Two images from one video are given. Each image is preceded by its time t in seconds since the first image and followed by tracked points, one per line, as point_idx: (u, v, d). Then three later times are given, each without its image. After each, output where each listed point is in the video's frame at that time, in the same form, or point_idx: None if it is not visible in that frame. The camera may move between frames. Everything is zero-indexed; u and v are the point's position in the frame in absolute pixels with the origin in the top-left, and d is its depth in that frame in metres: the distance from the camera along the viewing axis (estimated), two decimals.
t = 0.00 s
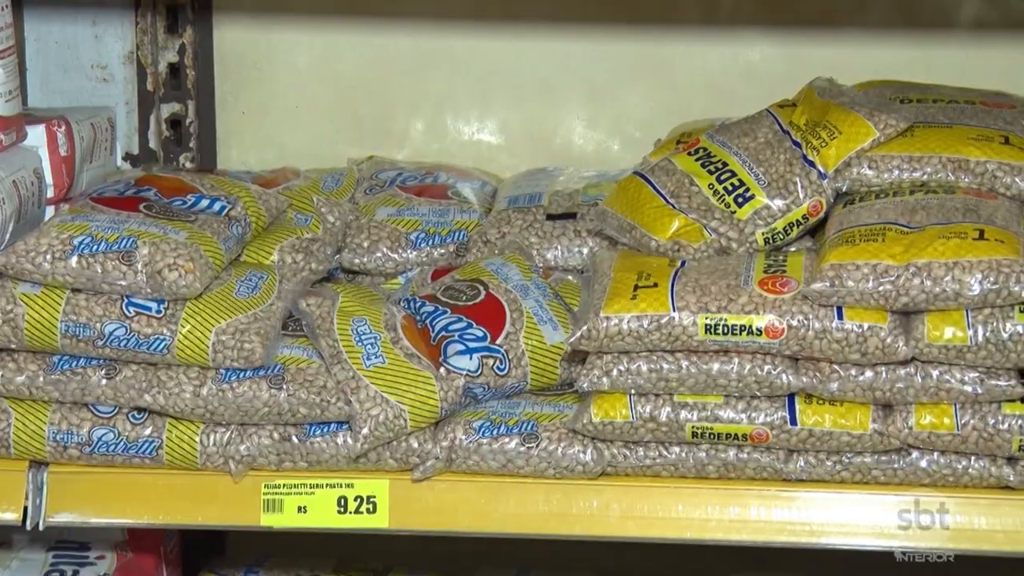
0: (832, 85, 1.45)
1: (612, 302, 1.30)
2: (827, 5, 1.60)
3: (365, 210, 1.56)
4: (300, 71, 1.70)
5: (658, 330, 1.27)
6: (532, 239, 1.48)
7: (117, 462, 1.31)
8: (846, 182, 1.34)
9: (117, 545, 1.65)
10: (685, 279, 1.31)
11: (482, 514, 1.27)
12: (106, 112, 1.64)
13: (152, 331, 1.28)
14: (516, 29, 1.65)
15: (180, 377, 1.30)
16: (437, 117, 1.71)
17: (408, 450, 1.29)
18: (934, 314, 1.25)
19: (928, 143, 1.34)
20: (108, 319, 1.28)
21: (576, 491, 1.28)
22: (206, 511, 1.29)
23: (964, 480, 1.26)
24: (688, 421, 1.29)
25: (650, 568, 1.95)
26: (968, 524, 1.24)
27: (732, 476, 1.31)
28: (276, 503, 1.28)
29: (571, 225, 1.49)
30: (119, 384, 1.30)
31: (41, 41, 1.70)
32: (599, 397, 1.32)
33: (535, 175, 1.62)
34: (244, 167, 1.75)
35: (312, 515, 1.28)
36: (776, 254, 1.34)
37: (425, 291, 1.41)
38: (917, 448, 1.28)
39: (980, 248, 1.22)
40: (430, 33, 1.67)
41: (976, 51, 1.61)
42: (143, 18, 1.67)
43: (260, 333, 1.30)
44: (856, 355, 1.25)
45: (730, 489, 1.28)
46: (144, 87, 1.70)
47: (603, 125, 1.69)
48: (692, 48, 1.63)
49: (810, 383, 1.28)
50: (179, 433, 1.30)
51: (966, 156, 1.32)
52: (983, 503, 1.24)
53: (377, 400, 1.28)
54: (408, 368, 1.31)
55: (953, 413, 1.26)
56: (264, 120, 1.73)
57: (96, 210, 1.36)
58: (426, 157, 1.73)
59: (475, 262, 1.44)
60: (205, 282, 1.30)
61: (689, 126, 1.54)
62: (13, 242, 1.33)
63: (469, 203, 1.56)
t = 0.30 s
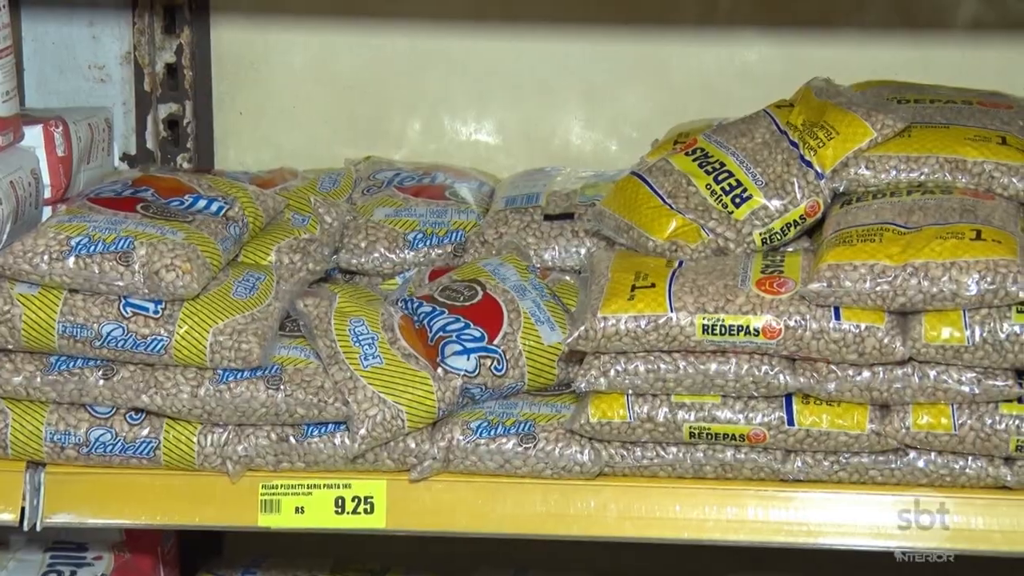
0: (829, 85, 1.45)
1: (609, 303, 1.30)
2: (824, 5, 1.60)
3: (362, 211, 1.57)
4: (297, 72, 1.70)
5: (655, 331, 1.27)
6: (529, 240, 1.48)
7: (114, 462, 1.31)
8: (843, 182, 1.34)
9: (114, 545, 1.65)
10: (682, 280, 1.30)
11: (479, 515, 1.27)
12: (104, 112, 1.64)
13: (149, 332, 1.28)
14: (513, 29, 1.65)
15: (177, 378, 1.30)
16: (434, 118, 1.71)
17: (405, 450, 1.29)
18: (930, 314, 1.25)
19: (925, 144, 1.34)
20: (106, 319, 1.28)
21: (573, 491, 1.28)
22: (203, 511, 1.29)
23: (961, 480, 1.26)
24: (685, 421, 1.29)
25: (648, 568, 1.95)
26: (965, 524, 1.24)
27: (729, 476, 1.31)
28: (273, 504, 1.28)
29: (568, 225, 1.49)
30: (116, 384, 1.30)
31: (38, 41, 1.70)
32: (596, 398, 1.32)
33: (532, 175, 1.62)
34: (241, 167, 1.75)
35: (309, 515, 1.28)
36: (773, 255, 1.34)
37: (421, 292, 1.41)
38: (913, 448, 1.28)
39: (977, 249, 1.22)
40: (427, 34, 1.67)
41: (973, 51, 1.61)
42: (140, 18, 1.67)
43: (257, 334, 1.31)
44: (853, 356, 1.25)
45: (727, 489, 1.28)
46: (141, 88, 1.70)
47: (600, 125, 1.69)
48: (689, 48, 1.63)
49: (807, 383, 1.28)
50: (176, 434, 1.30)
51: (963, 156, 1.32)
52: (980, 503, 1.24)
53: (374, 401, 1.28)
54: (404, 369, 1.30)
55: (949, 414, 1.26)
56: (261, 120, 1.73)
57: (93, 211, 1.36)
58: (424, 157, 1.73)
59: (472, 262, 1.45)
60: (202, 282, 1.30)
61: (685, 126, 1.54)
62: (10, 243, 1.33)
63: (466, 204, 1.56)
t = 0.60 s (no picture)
0: (828, 85, 1.45)
1: (608, 302, 1.30)
2: (823, 5, 1.60)
3: (360, 211, 1.56)
4: (295, 72, 1.70)
5: (654, 331, 1.27)
6: (528, 239, 1.48)
7: (113, 462, 1.31)
8: (841, 182, 1.34)
9: (113, 545, 1.65)
10: (680, 279, 1.30)
11: (478, 515, 1.27)
12: (102, 112, 1.64)
13: (148, 332, 1.28)
14: (512, 29, 1.65)
15: (175, 378, 1.30)
16: (432, 117, 1.71)
17: (404, 450, 1.29)
18: (929, 314, 1.25)
19: (923, 144, 1.34)
20: (104, 319, 1.28)
21: (572, 491, 1.28)
22: (202, 511, 1.28)
23: (960, 480, 1.27)
24: (684, 421, 1.30)
25: (646, 568, 1.95)
26: (964, 524, 1.24)
27: (728, 476, 1.31)
28: (272, 504, 1.28)
29: (567, 225, 1.48)
30: (115, 384, 1.30)
31: (37, 41, 1.70)
32: (595, 398, 1.32)
33: (530, 175, 1.62)
34: (240, 167, 1.75)
35: (308, 515, 1.28)
36: (772, 254, 1.34)
37: (420, 291, 1.41)
38: (912, 448, 1.28)
39: (976, 249, 1.22)
40: (425, 33, 1.67)
41: (971, 51, 1.61)
42: (139, 18, 1.67)
43: (255, 334, 1.31)
44: (852, 356, 1.26)
45: (726, 489, 1.28)
46: (140, 88, 1.70)
47: (598, 125, 1.69)
48: (688, 48, 1.63)
49: (806, 383, 1.28)
50: (175, 434, 1.30)
51: (962, 156, 1.32)
52: (979, 503, 1.24)
53: (373, 401, 1.28)
54: (403, 369, 1.30)
55: (948, 413, 1.26)
56: (260, 120, 1.73)
57: (92, 211, 1.36)
58: (422, 157, 1.73)
59: (471, 262, 1.44)
60: (201, 282, 1.30)
61: (684, 126, 1.54)
62: (8, 242, 1.33)
63: (465, 204, 1.56)
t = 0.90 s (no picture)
0: (828, 85, 1.43)
1: (608, 302, 1.30)
2: (823, 5, 1.60)
3: (360, 211, 1.56)
4: (294, 72, 1.70)
5: (654, 331, 1.28)
6: (528, 239, 1.48)
7: (113, 462, 1.31)
8: (842, 183, 1.34)
9: (112, 545, 1.65)
10: (680, 280, 1.30)
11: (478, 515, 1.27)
12: (102, 112, 1.64)
13: (148, 332, 1.28)
14: (513, 28, 1.65)
15: (176, 378, 1.30)
16: (432, 117, 1.71)
17: (404, 450, 1.29)
18: (929, 314, 1.25)
19: (924, 144, 1.34)
20: (104, 319, 1.28)
21: (572, 491, 1.28)
22: (203, 511, 1.28)
23: (959, 480, 1.27)
24: (684, 421, 1.30)
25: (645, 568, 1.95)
26: (964, 524, 1.24)
27: (728, 476, 1.31)
28: (272, 504, 1.28)
29: (567, 225, 1.48)
30: (115, 384, 1.30)
31: (36, 41, 1.70)
32: (595, 397, 1.32)
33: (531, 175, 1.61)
34: (240, 167, 1.75)
35: (308, 516, 1.28)
36: (772, 254, 1.33)
37: (420, 291, 1.41)
38: (912, 448, 1.28)
39: (976, 249, 1.22)
40: (424, 33, 1.67)
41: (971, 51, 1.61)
42: (139, 18, 1.67)
43: (256, 334, 1.31)
44: (852, 355, 1.26)
45: (726, 489, 1.28)
46: (140, 88, 1.70)
47: (599, 125, 1.69)
48: (687, 48, 1.63)
49: (806, 383, 1.28)
50: (175, 435, 1.30)
51: (962, 156, 1.32)
52: (979, 503, 1.24)
53: (373, 401, 1.27)
54: (403, 369, 1.30)
55: (949, 414, 1.26)
56: (260, 120, 1.73)
57: (92, 211, 1.35)
58: (422, 157, 1.73)
59: (472, 262, 1.44)
60: (201, 282, 1.30)
61: (684, 126, 1.54)
62: (8, 242, 1.33)
63: (465, 204, 1.56)
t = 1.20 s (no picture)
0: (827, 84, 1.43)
1: (607, 302, 1.30)
2: (823, 5, 1.60)
3: (360, 211, 1.56)
4: (294, 72, 1.70)
5: (654, 331, 1.28)
6: (527, 239, 1.48)
7: (113, 462, 1.31)
8: (841, 182, 1.33)
9: (112, 546, 1.65)
10: (680, 280, 1.30)
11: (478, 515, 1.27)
12: (102, 112, 1.64)
13: (147, 332, 1.28)
14: (512, 28, 1.65)
15: (175, 378, 1.30)
16: (432, 117, 1.71)
17: (403, 450, 1.29)
18: (929, 314, 1.25)
19: (923, 144, 1.34)
20: (104, 320, 1.28)
21: (571, 491, 1.28)
22: (202, 511, 1.28)
23: (959, 480, 1.27)
24: (684, 421, 1.30)
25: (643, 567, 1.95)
26: (963, 524, 1.24)
27: (727, 476, 1.31)
28: (271, 504, 1.28)
29: (566, 225, 1.48)
30: (114, 385, 1.30)
31: (35, 41, 1.69)
32: (594, 398, 1.32)
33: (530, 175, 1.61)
34: (239, 167, 1.75)
35: (308, 515, 1.28)
36: (771, 254, 1.33)
37: (419, 291, 1.41)
38: (912, 448, 1.28)
39: (975, 249, 1.22)
40: (424, 33, 1.66)
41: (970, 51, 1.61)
42: (138, 18, 1.67)
43: (255, 334, 1.30)
44: (851, 355, 1.26)
45: (725, 489, 1.28)
46: (139, 88, 1.70)
47: (598, 125, 1.69)
48: (686, 48, 1.63)
49: (805, 383, 1.28)
50: (175, 435, 1.30)
51: (961, 156, 1.32)
52: (978, 503, 1.24)
53: (373, 401, 1.27)
54: (402, 369, 1.30)
55: (948, 414, 1.26)
56: (259, 120, 1.73)
57: (92, 211, 1.35)
58: (421, 157, 1.73)
59: (471, 262, 1.44)
60: (200, 282, 1.30)
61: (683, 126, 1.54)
62: (7, 243, 1.33)
63: (464, 204, 1.56)
